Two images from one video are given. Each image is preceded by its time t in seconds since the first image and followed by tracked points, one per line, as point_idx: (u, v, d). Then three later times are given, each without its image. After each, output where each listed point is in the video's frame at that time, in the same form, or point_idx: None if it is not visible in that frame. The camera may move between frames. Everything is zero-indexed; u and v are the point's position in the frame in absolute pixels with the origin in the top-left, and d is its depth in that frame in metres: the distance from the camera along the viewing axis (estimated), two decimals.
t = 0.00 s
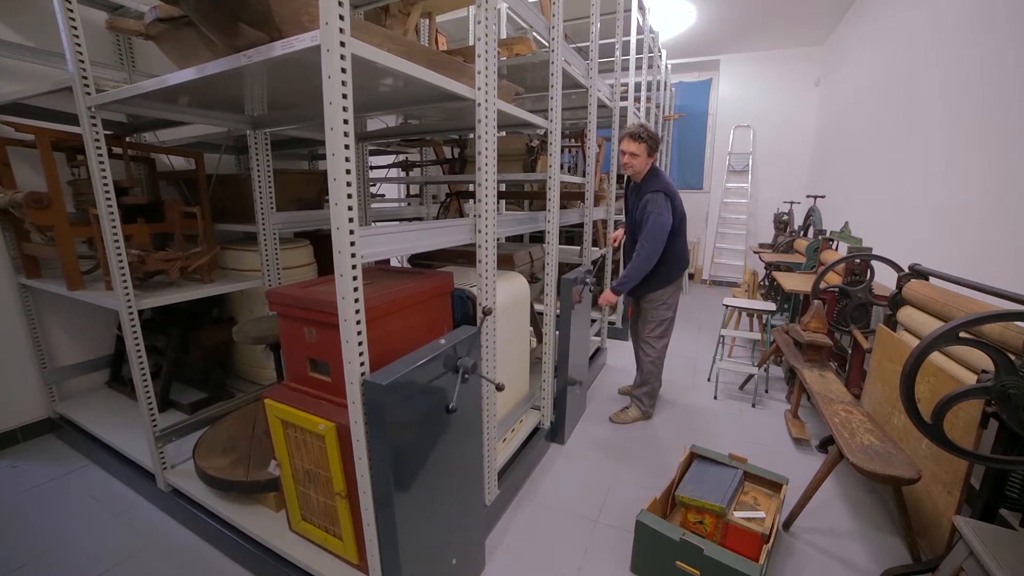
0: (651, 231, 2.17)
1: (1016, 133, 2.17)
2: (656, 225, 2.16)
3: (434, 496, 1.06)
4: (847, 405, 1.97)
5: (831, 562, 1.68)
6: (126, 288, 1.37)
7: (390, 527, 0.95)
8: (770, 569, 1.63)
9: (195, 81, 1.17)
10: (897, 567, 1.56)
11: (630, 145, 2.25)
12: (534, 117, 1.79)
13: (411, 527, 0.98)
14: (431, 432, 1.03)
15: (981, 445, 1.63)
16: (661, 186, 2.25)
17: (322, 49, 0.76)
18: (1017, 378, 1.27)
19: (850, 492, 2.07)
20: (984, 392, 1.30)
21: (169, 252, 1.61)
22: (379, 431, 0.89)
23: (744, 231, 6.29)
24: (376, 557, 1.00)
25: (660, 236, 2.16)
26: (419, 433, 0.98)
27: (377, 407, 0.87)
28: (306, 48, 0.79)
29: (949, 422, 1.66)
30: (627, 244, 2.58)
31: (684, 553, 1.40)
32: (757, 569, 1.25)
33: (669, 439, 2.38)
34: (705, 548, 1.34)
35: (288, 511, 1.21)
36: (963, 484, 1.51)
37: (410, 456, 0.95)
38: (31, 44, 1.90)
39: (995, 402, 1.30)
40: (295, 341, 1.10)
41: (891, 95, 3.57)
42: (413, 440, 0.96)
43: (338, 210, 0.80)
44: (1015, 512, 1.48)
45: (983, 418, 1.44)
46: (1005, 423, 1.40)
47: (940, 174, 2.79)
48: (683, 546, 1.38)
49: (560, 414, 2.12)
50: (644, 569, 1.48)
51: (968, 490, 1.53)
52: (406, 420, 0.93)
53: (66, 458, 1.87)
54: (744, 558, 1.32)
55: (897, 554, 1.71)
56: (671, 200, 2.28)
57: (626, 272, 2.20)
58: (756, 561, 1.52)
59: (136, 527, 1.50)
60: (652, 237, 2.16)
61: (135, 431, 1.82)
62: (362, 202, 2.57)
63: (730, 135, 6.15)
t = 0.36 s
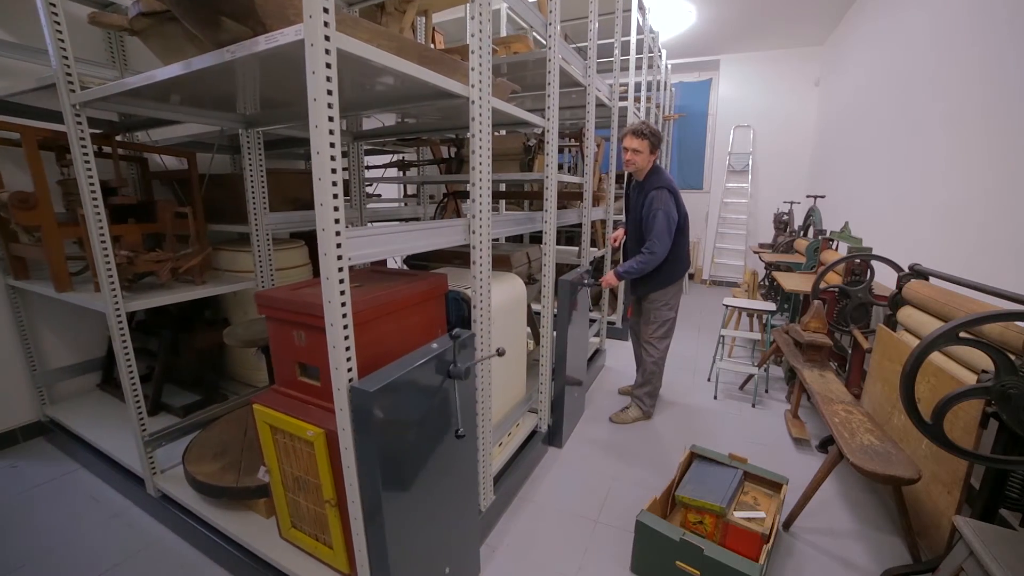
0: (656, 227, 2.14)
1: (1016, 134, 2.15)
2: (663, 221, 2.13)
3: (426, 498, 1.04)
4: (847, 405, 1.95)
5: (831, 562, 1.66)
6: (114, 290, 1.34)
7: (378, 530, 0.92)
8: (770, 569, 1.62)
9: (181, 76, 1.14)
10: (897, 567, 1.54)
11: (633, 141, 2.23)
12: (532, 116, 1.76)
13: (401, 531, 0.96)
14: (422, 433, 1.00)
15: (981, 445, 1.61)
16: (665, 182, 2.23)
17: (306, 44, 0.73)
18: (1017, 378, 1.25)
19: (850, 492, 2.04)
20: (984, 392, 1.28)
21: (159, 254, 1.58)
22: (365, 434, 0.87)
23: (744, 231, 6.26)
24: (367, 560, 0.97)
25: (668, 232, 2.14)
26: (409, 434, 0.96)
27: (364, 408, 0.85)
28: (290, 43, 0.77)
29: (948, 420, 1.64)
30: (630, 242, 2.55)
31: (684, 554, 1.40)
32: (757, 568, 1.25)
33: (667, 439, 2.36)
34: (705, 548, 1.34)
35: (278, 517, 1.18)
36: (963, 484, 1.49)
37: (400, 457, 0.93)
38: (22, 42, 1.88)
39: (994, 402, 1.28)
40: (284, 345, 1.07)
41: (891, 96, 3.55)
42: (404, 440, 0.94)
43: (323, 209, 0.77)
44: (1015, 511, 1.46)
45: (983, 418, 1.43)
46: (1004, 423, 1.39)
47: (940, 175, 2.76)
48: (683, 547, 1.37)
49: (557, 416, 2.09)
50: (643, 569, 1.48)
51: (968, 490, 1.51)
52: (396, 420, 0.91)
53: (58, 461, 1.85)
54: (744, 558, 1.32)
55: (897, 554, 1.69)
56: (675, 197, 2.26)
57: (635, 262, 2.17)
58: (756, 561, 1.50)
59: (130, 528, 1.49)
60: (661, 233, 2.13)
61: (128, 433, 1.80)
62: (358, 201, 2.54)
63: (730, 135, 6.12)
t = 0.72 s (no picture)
0: (657, 225, 2.12)
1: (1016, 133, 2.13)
2: (666, 219, 2.11)
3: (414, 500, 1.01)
4: (847, 405, 1.92)
5: (831, 563, 1.64)
6: (100, 292, 1.30)
7: (364, 534, 0.90)
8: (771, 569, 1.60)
9: (164, 72, 1.10)
10: (896, 567, 1.53)
11: (633, 139, 2.20)
12: (529, 115, 1.73)
13: (388, 535, 0.93)
14: (410, 434, 0.97)
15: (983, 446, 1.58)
16: (666, 180, 2.20)
17: (287, 37, 0.70)
18: (1017, 378, 1.24)
19: (850, 492, 2.02)
20: (985, 392, 1.26)
21: (148, 255, 1.54)
22: (350, 436, 0.84)
23: (744, 231, 6.23)
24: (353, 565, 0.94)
25: (671, 230, 2.11)
26: (398, 435, 0.93)
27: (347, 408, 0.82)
28: (272, 37, 0.74)
29: (948, 419, 1.62)
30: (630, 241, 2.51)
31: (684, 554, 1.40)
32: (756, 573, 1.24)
33: (666, 439, 2.34)
34: (706, 548, 1.33)
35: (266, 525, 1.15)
36: (963, 484, 1.48)
37: (387, 459, 0.90)
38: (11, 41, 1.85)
39: (995, 402, 1.27)
40: (272, 350, 1.05)
41: (891, 96, 3.51)
42: (391, 441, 0.91)
43: (306, 209, 0.74)
44: (1015, 511, 1.44)
45: (983, 418, 1.41)
46: (1004, 424, 1.36)
47: (940, 175, 2.73)
48: (683, 546, 1.37)
49: (555, 419, 2.06)
50: (643, 570, 1.47)
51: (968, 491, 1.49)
52: (383, 419, 0.88)
53: (48, 464, 1.82)
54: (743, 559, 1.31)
55: (897, 555, 1.66)
56: (676, 195, 2.23)
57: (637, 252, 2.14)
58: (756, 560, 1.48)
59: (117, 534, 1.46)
60: (665, 230, 2.10)
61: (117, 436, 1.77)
62: (353, 201, 2.52)
63: (730, 135, 6.09)
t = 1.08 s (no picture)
0: (657, 224, 2.09)
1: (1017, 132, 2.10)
2: (666, 218, 2.08)
3: (402, 500, 0.98)
4: (847, 405, 1.90)
5: (831, 563, 1.62)
6: (86, 293, 1.27)
7: (350, 536, 0.87)
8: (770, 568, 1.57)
9: (147, 68, 1.08)
10: (896, 567, 1.50)
11: (631, 138, 2.18)
12: (524, 114, 1.70)
13: (375, 537, 0.91)
14: (399, 435, 0.95)
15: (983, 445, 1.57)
16: (666, 178, 2.16)
17: (267, 29, 0.67)
18: (1016, 378, 1.22)
19: (850, 491, 1.99)
20: (985, 392, 1.25)
21: (136, 256, 1.51)
22: (333, 436, 0.81)
23: (744, 231, 6.20)
24: (338, 568, 0.91)
25: (670, 229, 2.08)
26: (384, 433, 0.90)
27: (330, 410, 0.79)
28: (252, 30, 0.71)
29: (948, 419, 1.59)
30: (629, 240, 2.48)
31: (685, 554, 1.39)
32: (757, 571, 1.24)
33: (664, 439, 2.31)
34: (706, 548, 1.33)
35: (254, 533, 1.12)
36: (962, 484, 1.45)
37: (373, 458, 0.87)
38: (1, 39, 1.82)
39: (994, 402, 1.25)
40: (259, 355, 1.02)
41: (891, 96, 3.48)
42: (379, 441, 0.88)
43: (288, 210, 0.71)
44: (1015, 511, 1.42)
45: (983, 418, 1.39)
46: (1004, 423, 1.34)
47: (939, 176, 2.71)
48: (683, 546, 1.36)
49: (552, 421, 2.03)
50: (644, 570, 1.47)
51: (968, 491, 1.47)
52: (369, 417, 0.85)
53: (38, 467, 1.79)
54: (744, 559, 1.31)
55: (897, 555, 1.64)
56: (677, 194, 2.20)
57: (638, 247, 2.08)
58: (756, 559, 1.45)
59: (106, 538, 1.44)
60: (664, 229, 2.07)
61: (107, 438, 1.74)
62: (349, 201, 2.49)
63: (730, 135, 6.06)
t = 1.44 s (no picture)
0: (653, 223, 2.06)
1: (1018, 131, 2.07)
2: (663, 218, 2.05)
3: (390, 501, 0.95)
4: (846, 405, 1.87)
5: (830, 563, 1.60)
6: (71, 295, 1.24)
7: (334, 539, 0.84)
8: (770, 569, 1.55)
9: (128, 65, 1.05)
10: (896, 567, 1.48)
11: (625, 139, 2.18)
12: (520, 112, 1.67)
13: (361, 540, 0.88)
14: (388, 436, 0.92)
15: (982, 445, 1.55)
16: (666, 179, 2.14)
17: (246, 22, 0.64)
18: (1017, 378, 1.20)
19: (850, 491, 1.96)
20: (985, 392, 1.22)
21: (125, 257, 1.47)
22: (315, 437, 0.78)
23: (744, 231, 6.17)
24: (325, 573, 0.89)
25: (661, 229, 2.04)
26: (372, 434, 0.87)
27: (314, 416, 0.77)
28: (233, 24, 0.68)
29: (948, 419, 1.56)
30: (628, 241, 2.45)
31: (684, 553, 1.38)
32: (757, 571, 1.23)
33: (663, 439, 2.29)
34: (705, 548, 1.32)
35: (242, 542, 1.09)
36: (962, 484, 1.43)
37: (360, 458, 0.85)
38: None
39: (994, 402, 1.23)
40: (246, 359, 0.99)
41: (891, 97, 3.45)
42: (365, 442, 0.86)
43: (271, 212, 0.68)
44: (1016, 511, 1.39)
45: (983, 418, 1.36)
46: (1004, 423, 1.31)
47: (939, 176, 2.68)
48: (683, 546, 1.35)
49: (550, 425, 2.00)
50: (643, 569, 1.45)
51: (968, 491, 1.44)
52: (356, 417, 0.83)
53: (28, 468, 1.77)
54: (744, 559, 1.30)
55: (897, 555, 1.62)
56: (676, 196, 2.17)
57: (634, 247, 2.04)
58: (757, 559, 1.43)
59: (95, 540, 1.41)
60: (658, 228, 2.04)
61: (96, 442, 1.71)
62: (344, 200, 2.46)
63: (730, 135, 6.03)
